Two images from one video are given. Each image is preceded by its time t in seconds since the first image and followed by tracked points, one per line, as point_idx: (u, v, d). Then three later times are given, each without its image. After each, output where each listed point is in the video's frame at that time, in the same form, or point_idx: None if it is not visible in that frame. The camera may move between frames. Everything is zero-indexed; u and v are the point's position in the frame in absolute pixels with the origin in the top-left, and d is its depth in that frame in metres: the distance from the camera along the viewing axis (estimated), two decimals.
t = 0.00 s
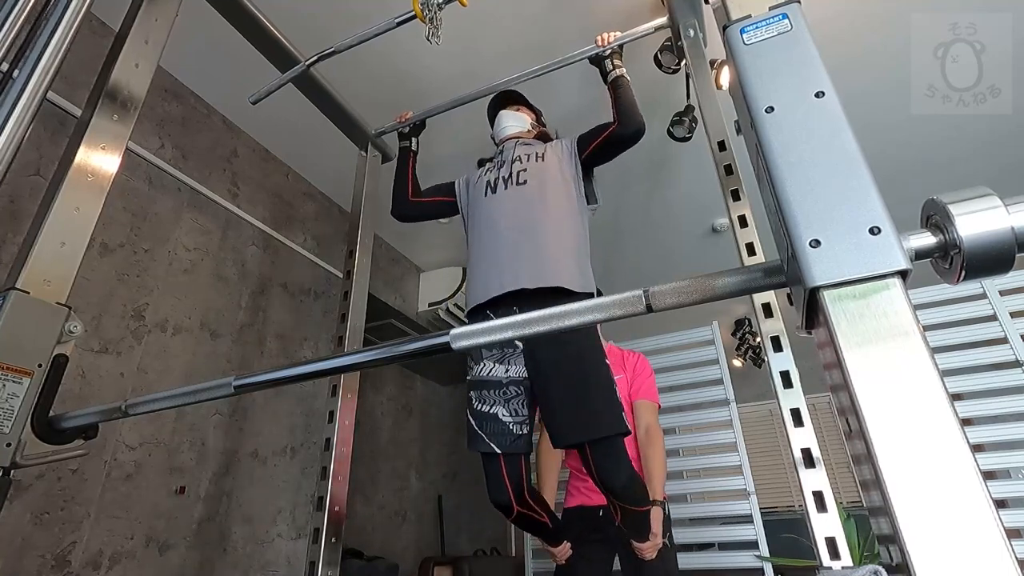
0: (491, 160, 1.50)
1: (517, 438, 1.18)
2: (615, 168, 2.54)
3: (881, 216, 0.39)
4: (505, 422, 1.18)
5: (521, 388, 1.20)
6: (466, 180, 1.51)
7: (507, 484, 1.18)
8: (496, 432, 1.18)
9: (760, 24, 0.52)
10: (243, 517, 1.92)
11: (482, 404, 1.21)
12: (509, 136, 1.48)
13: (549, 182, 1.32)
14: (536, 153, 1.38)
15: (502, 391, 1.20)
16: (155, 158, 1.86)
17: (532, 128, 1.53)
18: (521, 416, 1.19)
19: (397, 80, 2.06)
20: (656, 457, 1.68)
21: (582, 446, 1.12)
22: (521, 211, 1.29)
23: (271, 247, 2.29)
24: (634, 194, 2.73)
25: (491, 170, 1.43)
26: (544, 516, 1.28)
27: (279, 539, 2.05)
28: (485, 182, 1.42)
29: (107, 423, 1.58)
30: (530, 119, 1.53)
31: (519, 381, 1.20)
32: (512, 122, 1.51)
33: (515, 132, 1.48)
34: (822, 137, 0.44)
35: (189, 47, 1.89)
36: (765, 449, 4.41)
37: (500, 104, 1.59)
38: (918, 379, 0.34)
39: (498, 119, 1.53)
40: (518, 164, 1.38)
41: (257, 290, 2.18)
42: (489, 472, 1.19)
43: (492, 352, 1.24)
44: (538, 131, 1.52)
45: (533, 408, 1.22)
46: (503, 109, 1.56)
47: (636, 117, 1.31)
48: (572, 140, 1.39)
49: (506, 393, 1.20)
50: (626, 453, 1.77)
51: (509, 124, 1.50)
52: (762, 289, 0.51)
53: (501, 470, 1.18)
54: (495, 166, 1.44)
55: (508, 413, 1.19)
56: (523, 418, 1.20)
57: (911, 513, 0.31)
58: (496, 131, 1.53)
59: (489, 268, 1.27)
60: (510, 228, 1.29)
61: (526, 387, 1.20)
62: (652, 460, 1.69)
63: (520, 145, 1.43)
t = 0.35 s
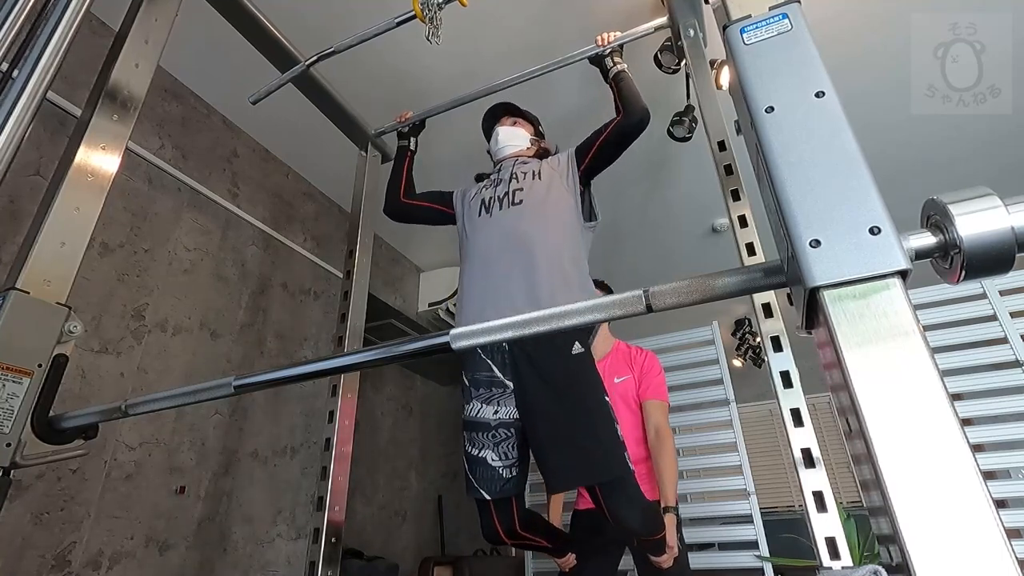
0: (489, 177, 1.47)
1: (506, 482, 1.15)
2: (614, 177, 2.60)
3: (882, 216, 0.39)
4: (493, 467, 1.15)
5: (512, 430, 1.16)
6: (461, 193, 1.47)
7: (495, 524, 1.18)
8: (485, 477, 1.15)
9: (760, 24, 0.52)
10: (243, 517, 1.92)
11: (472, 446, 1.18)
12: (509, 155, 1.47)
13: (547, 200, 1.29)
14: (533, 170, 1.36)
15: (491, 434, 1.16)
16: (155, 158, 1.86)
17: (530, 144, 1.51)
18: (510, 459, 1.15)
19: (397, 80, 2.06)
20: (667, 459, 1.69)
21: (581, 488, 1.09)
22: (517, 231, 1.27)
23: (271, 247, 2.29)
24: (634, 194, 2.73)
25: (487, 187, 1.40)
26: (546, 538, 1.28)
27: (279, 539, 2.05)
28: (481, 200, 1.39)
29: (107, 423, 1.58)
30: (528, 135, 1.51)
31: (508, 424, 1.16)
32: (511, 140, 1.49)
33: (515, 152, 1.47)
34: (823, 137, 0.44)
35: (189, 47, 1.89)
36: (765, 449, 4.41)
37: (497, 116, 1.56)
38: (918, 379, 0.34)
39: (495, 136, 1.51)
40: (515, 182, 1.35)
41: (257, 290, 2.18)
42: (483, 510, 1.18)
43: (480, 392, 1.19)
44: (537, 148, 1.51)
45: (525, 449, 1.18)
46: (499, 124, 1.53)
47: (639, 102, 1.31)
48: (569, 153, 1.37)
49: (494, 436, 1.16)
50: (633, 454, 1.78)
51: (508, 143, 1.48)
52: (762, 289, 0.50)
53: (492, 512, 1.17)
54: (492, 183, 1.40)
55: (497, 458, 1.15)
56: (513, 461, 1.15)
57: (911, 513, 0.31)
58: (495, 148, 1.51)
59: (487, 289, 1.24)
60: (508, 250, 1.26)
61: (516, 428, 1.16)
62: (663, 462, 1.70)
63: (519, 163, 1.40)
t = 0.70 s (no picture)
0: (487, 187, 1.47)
1: (509, 505, 1.14)
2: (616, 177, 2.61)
3: (882, 216, 0.39)
4: (497, 491, 1.14)
5: (512, 453, 1.15)
6: (460, 199, 1.47)
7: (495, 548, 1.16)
8: (487, 502, 1.14)
9: (760, 24, 0.52)
10: (243, 517, 1.92)
11: (473, 470, 1.17)
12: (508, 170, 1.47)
13: (546, 210, 1.29)
14: (532, 181, 1.35)
15: (491, 459, 1.15)
16: (155, 158, 1.86)
17: (528, 154, 1.51)
18: (512, 481, 1.15)
19: (397, 80, 2.06)
20: (661, 464, 1.70)
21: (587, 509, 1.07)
22: (515, 240, 1.27)
23: (271, 247, 2.29)
24: (633, 195, 2.73)
25: (486, 196, 1.40)
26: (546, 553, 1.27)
27: (279, 539, 2.05)
28: (479, 209, 1.39)
29: (107, 423, 1.58)
30: (526, 146, 1.50)
31: (508, 448, 1.15)
32: (511, 153, 1.47)
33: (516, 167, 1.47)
34: (822, 137, 0.44)
35: (189, 47, 1.89)
36: (765, 449, 4.42)
37: (494, 121, 1.54)
38: (918, 379, 0.34)
39: (493, 147, 1.49)
40: (514, 193, 1.35)
41: (257, 290, 2.18)
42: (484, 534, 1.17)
43: (479, 416, 1.18)
44: (535, 159, 1.51)
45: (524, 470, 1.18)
46: (495, 135, 1.51)
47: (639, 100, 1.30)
48: (569, 162, 1.37)
49: (495, 461, 1.15)
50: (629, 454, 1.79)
51: (508, 158, 1.48)
52: (762, 289, 0.50)
53: (490, 536, 1.15)
54: (490, 193, 1.40)
55: (499, 481, 1.14)
56: (514, 483, 1.15)
57: (911, 513, 0.31)
58: (493, 160, 1.49)
59: (483, 297, 1.23)
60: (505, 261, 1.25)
61: (517, 451, 1.16)
62: (657, 467, 1.70)
63: (518, 174, 1.40)
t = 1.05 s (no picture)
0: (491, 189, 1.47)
1: (515, 503, 1.14)
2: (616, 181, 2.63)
3: (882, 216, 0.39)
4: (503, 489, 1.14)
5: (520, 452, 1.15)
6: (464, 202, 1.47)
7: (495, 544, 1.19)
8: (494, 499, 1.14)
9: (760, 24, 0.52)
10: (243, 517, 1.92)
11: (480, 468, 1.17)
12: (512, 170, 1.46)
13: (551, 213, 1.29)
14: (535, 183, 1.35)
15: (500, 456, 1.15)
16: (156, 158, 1.86)
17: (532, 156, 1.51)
18: (518, 479, 1.15)
19: (397, 80, 2.06)
20: (659, 467, 1.71)
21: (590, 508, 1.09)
22: (519, 245, 1.27)
23: (271, 247, 2.29)
24: (634, 195, 2.73)
25: (490, 198, 1.40)
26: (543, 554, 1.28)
27: (279, 539, 2.05)
28: (484, 211, 1.38)
29: (107, 423, 1.58)
30: (530, 148, 1.50)
31: (516, 446, 1.15)
32: (515, 154, 1.47)
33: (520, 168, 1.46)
34: (823, 137, 0.44)
35: (189, 47, 1.89)
36: (765, 449, 4.42)
37: (499, 124, 1.54)
38: (918, 379, 0.34)
39: (497, 149, 1.49)
40: (518, 195, 1.34)
41: (257, 290, 2.19)
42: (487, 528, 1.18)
43: (488, 414, 1.18)
44: (539, 161, 1.50)
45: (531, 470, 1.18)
46: (501, 137, 1.51)
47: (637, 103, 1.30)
48: (570, 166, 1.37)
49: (503, 458, 1.15)
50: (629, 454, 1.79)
51: (512, 159, 1.47)
52: (762, 288, 0.50)
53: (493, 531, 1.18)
54: (495, 194, 1.40)
55: (506, 479, 1.14)
56: (521, 482, 1.15)
57: (911, 513, 0.31)
58: (497, 162, 1.49)
59: (488, 300, 1.23)
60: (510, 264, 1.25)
61: (525, 449, 1.15)
62: (654, 470, 1.72)
63: (522, 176, 1.40)
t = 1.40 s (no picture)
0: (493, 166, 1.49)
1: (515, 447, 1.18)
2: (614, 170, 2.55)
3: (882, 216, 0.39)
4: (503, 430, 1.19)
5: (521, 397, 1.20)
6: (468, 187, 1.49)
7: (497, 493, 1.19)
8: (495, 442, 1.18)
9: (760, 24, 0.52)
10: (243, 517, 1.92)
11: (483, 412, 1.22)
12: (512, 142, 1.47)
13: (552, 188, 1.30)
14: (538, 158, 1.36)
15: (501, 400, 1.20)
16: (155, 158, 1.86)
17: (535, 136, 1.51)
18: (519, 424, 1.19)
19: (398, 80, 2.06)
20: (657, 461, 1.70)
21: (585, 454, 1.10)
22: (523, 216, 1.28)
23: (271, 247, 2.29)
24: (634, 194, 2.73)
25: (494, 174, 1.42)
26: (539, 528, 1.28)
27: (279, 539, 2.05)
28: (488, 186, 1.40)
29: (107, 423, 1.58)
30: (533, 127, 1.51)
31: (518, 391, 1.20)
32: (516, 128, 1.49)
33: (519, 140, 1.47)
34: (823, 137, 0.44)
35: (189, 47, 1.89)
36: (765, 449, 4.42)
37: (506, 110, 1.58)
38: (918, 379, 0.34)
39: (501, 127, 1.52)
40: (521, 168, 1.36)
41: (257, 290, 2.18)
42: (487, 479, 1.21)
43: (492, 360, 1.24)
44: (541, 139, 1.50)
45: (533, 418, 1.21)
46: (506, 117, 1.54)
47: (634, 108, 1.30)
48: (570, 150, 1.38)
49: (505, 402, 1.20)
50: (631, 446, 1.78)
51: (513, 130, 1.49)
52: (762, 289, 0.50)
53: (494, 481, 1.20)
54: (498, 170, 1.42)
55: (507, 422, 1.19)
56: (522, 428, 1.20)
57: (911, 514, 0.30)
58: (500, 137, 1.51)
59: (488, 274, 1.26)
60: (511, 235, 1.28)
61: (527, 396, 1.20)
62: (653, 465, 1.70)
63: (524, 150, 1.41)
